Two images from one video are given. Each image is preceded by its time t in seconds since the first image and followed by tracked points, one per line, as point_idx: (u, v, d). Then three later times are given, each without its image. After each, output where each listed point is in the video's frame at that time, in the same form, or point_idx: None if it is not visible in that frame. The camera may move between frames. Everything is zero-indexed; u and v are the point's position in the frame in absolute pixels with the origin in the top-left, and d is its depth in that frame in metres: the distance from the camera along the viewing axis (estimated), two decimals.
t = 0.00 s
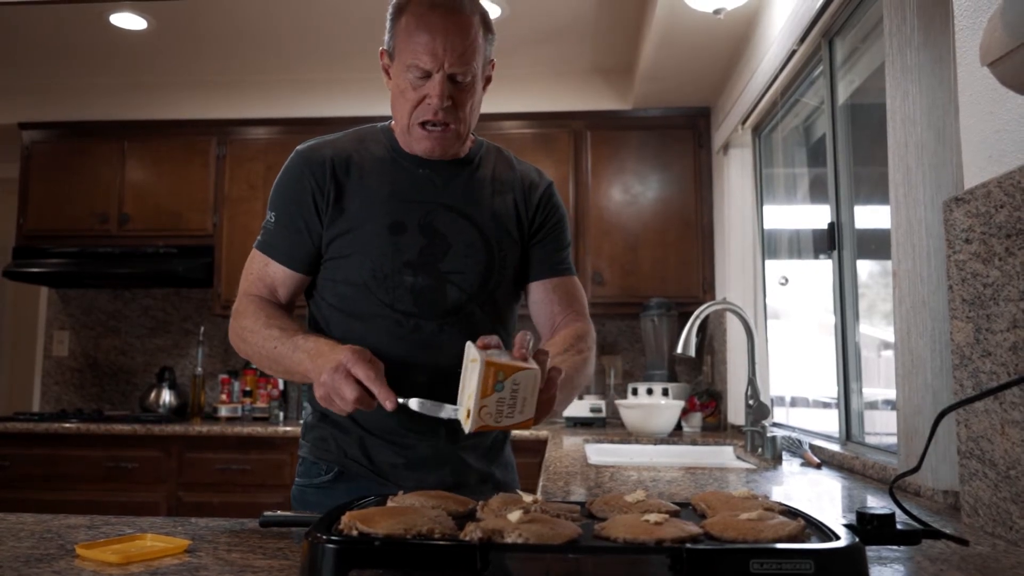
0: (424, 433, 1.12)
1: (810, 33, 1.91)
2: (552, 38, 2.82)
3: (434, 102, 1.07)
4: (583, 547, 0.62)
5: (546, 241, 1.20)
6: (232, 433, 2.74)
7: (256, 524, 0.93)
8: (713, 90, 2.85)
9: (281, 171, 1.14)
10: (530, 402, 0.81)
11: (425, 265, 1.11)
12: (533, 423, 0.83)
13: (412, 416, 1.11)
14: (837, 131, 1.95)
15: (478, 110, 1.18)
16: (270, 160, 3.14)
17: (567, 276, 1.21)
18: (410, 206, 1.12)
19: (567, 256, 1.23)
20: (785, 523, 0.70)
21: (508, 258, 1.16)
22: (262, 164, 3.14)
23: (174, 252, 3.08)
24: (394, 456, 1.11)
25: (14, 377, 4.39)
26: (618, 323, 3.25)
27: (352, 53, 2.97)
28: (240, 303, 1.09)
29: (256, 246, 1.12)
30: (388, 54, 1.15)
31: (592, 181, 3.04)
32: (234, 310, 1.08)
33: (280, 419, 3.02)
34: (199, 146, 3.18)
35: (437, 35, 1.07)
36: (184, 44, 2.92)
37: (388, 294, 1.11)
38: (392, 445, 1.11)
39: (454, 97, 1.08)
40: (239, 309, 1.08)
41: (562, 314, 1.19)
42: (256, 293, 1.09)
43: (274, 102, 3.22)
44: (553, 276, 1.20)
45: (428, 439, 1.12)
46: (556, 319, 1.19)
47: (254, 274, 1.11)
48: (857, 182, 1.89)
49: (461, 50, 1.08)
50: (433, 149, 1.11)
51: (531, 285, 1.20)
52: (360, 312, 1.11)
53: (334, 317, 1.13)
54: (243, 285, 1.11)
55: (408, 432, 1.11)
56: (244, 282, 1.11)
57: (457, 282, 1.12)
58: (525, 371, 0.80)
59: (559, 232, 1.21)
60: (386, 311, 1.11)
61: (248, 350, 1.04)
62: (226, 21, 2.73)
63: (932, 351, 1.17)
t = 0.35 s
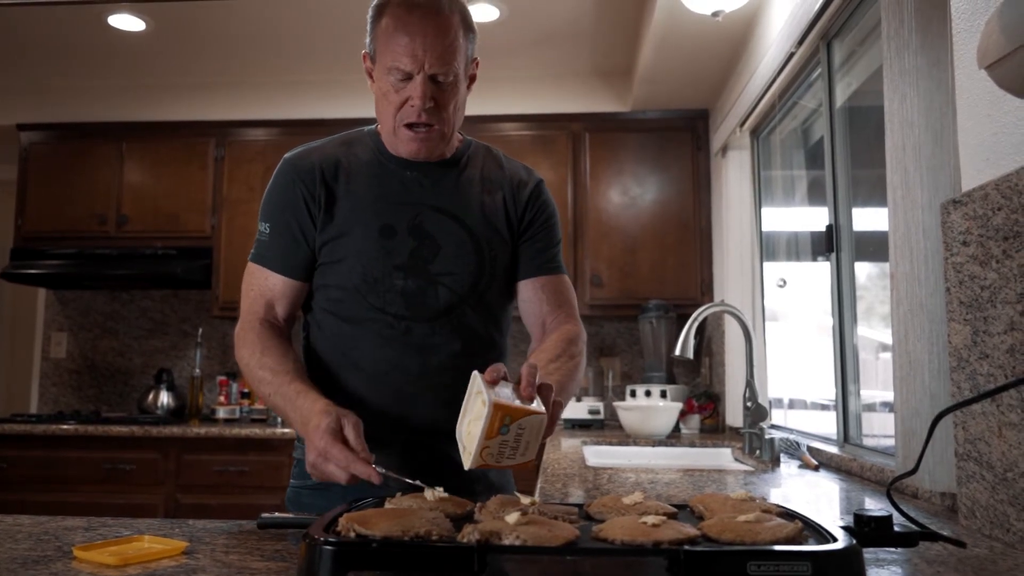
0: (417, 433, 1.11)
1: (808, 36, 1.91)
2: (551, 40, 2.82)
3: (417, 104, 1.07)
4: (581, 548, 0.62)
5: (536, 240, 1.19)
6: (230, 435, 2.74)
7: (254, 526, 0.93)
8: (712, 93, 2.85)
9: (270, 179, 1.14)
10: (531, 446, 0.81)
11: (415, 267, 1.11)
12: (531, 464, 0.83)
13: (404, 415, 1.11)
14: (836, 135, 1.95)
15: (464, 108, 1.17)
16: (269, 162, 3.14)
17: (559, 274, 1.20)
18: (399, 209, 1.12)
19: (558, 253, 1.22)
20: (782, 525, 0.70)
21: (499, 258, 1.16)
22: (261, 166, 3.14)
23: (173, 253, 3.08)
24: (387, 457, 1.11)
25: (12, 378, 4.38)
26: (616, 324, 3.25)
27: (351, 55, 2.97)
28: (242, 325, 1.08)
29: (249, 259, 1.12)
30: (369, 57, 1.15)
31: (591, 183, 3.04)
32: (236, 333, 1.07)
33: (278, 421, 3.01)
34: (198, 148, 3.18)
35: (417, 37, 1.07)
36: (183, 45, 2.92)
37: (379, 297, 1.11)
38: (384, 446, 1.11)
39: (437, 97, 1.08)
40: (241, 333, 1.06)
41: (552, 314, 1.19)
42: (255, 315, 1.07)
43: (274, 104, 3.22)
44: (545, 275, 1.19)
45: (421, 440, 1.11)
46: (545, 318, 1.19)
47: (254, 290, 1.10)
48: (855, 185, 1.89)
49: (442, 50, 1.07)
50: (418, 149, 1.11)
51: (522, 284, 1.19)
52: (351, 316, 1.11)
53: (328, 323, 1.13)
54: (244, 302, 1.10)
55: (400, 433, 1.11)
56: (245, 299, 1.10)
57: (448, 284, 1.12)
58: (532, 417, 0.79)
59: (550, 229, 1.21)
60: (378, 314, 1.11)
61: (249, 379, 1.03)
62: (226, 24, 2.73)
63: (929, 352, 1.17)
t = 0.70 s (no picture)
0: (415, 436, 1.12)
1: (806, 39, 1.91)
2: (549, 41, 2.82)
3: (413, 106, 1.07)
4: (578, 551, 0.62)
5: (534, 240, 1.19)
6: (227, 437, 2.73)
7: (251, 528, 0.93)
8: (711, 95, 2.85)
9: (265, 182, 1.14)
10: (534, 447, 0.82)
11: (412, 269, 1.11)
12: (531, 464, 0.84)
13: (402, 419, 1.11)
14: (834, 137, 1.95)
15: (459, 108, 1.17)
16: (267, 163, 3.15)
17: (558, 274, 1.20)
18: (395, 210, 1.12)
19: (557, 253, 1.22)
20: (779, 527, 0.70)
21: (496, 259, 1.15)
22: (259, 167, 3.14)
23: (170, 254, 3.08)
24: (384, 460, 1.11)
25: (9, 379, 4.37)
26: (614, 326, 3.25)
27: (349, 56, 2.97)
28: (226, 322, 1.10)
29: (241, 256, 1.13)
30: (363, 59, 1.15)
31: (588, 185, 3.04)
32: (220, 329, 1.09)
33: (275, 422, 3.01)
34: (196, 149, 3.18)
35: (412, 39, 1.07)
36: (182, 47, 2.92)
37: (376, 299, 1.11)
38: (382, 450, 1.11)
39: (432, 99, 1.08)
40: (226, 330, 1.09)
41: (553, 315, 1.19)
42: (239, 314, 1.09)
43: (271, 105, 3.22)
44: (543, 278, 1.19)
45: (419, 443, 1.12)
46: (546, 319, 1.19)
47: (241, 288, 1.11)
48: (852, 187, 1.90)
49: (437, 52, 1.07)
50: (414, 151, 1.11)
51: (523, 285, 1.19)
52: (347, 318, 1.12)
53: (325, 326, 1.13)
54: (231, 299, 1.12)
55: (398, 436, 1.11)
56: (232, 296, 1.12)
57: (445, 285, 1.12)
58: (541, 419, 0.80)
59: (548, 230, 1.20)
60: (374, 316, 1.11)
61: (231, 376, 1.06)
62: (225, 25, 2.73)
63: (927, 354, 1.17)
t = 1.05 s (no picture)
0: (411, 439, 1.12)
1: (802, 40, 1.92)
2: (546, 43, 2.82)
3: (411, 108, 1.07)
4: (575, 552, 0.61)
5: (531, 243, 1.19)
6: (223, 439, 2.73)
7: (247, 530, 0.93)
8: (707, 96, 2.86)
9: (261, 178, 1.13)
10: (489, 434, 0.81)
11: (408, 269, 1.11)
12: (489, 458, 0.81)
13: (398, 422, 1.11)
14: (830, 139, 1.96)
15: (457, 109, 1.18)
16: (264, 165, 3.15)
17: (556, 277, 1.21)
18: (392, 210, 1.12)
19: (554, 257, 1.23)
20: (775, 528, 0.70)
21: (492, 261, 1.15)
22: (255, 169, 3.14)
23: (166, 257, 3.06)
24: (380, 463, 1.10)
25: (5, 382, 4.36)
26: (611, 328, 3.26)
27: (346, 58, 2.97)
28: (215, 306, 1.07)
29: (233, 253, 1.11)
30: (361, 59, 1.15)
31: (585, 187, 3.05)
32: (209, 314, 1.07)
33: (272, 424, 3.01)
34: (192, 151, 3.18)
35: (411, 40, 1.07)
36: (178, 48, 2.92)
37: (371, 299, 1.11)
38: (377, 452, 1.11)
39: (431, 101, 1.08)
40: (215, 314, 1.06)
41: (554, 316, 1.19)
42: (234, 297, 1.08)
43: (268, 107, 3.22)
44: (541, 280, 1.19)
45: (415, 445, 1.12)
46: (547, 320, 1.19)
47: (234, 277, 1.08)
48: (848, 189, 1.90)
49: (436, 54, 1.07)
50: (412, 152, 1.11)
51: (522, 288, 1.20)
52: (342, 318, 1.11)
53: (319, 325, 1.13)
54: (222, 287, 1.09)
55: (394, 439, 1.11)
56: (223, 286, 1.09)
57: (440, 286, 1.12)
58: (493, 400, 0.81)
59: (546, 233, 1.21)
60: (370, 316, 1.11)
61: (221, 358, 1.02)
62: (221, 27, 2.73)
63: (923, 356, 1.17)
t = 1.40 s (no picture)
0: (404, 440, 1.12)
1: (796, 41, 1.92)
2: (541, 44, 2.83)
3: (411, 109, 1.07)
4: (570, 553, 0.62)
5: (525, 245, 1.20)
6: (218, 441, 2.72)
7: (242, 532, 0.93)
8: (702, 97, 2.86)
9: (257, 173, 1.12)
10: (497, 417, 0.82)
11: (403, 268, 1.11)
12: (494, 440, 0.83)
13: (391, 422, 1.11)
14: (824, 140, 1.96)
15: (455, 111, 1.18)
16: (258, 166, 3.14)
17: (549, 279, 1.21)
18: (387, 209, 1.12)
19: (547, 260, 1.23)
20: (769, 528, 0.70)
21: (487, 262, 1.16)
22: (250, 170, 3.14)
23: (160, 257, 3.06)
24: (373, 464, 1.10)
25: None
26: (607, 328, 3.26)
27: (341, 58, 2.97)
28: (206, 303, 1.05)
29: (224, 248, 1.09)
30: (360, 59, 1.14)
31: (580, 187, 3.05)
32: (199, 311, 1.05)
33: (267, 426, 3.00)
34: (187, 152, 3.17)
35: (411, 42, 1.06)
36: (173, 48, 2.91)
37: (365, 298, 1.10)
38: (370, 453, 1.11)
39: (430, 103, 1.08)
40: (207, 309, 1.04)
41: (543, 318, 1.20)
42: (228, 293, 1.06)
43: (263, 108, 3.21)
44: (534, 282, 1.20)
45: (408, 446, 1.12)
46: (536, 322, 1.19)
47: (227, 272, 1.07)
48: (842, 190, 1.91)
49: (436, 56, 1.07)
50: (411, 153, 1.11)
51: (513, 291, 1.20)
52: (337, 316, 1.11)
53: (314, 323, 1.12)
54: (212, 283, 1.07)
55: (386, 439, 1.11)
56: (212, 281, 1.07)
57: (435, 286, 1.12)
58: (503, 384, 0.81)
59: (540, 236, 1.21)
60: (364, 315, 1.10)
61: (218, 355, 1.00)
62: (215, 27, 2.72)
63: (916, 355, 1.18)
